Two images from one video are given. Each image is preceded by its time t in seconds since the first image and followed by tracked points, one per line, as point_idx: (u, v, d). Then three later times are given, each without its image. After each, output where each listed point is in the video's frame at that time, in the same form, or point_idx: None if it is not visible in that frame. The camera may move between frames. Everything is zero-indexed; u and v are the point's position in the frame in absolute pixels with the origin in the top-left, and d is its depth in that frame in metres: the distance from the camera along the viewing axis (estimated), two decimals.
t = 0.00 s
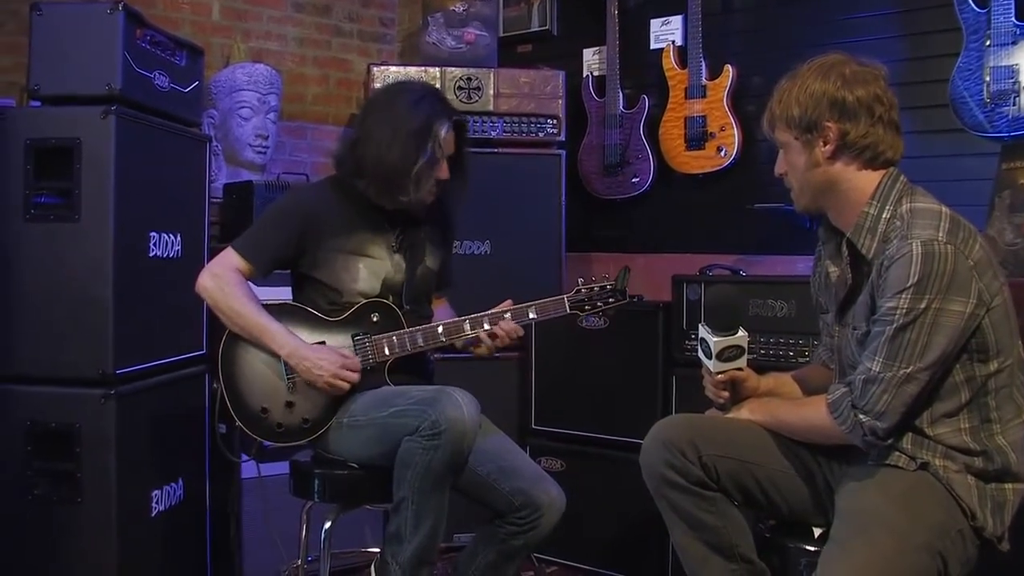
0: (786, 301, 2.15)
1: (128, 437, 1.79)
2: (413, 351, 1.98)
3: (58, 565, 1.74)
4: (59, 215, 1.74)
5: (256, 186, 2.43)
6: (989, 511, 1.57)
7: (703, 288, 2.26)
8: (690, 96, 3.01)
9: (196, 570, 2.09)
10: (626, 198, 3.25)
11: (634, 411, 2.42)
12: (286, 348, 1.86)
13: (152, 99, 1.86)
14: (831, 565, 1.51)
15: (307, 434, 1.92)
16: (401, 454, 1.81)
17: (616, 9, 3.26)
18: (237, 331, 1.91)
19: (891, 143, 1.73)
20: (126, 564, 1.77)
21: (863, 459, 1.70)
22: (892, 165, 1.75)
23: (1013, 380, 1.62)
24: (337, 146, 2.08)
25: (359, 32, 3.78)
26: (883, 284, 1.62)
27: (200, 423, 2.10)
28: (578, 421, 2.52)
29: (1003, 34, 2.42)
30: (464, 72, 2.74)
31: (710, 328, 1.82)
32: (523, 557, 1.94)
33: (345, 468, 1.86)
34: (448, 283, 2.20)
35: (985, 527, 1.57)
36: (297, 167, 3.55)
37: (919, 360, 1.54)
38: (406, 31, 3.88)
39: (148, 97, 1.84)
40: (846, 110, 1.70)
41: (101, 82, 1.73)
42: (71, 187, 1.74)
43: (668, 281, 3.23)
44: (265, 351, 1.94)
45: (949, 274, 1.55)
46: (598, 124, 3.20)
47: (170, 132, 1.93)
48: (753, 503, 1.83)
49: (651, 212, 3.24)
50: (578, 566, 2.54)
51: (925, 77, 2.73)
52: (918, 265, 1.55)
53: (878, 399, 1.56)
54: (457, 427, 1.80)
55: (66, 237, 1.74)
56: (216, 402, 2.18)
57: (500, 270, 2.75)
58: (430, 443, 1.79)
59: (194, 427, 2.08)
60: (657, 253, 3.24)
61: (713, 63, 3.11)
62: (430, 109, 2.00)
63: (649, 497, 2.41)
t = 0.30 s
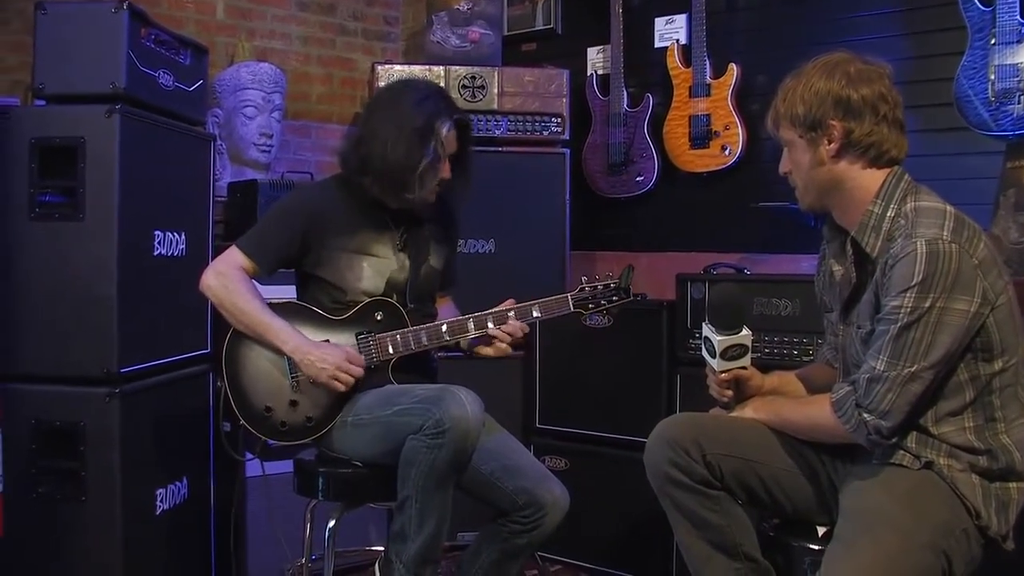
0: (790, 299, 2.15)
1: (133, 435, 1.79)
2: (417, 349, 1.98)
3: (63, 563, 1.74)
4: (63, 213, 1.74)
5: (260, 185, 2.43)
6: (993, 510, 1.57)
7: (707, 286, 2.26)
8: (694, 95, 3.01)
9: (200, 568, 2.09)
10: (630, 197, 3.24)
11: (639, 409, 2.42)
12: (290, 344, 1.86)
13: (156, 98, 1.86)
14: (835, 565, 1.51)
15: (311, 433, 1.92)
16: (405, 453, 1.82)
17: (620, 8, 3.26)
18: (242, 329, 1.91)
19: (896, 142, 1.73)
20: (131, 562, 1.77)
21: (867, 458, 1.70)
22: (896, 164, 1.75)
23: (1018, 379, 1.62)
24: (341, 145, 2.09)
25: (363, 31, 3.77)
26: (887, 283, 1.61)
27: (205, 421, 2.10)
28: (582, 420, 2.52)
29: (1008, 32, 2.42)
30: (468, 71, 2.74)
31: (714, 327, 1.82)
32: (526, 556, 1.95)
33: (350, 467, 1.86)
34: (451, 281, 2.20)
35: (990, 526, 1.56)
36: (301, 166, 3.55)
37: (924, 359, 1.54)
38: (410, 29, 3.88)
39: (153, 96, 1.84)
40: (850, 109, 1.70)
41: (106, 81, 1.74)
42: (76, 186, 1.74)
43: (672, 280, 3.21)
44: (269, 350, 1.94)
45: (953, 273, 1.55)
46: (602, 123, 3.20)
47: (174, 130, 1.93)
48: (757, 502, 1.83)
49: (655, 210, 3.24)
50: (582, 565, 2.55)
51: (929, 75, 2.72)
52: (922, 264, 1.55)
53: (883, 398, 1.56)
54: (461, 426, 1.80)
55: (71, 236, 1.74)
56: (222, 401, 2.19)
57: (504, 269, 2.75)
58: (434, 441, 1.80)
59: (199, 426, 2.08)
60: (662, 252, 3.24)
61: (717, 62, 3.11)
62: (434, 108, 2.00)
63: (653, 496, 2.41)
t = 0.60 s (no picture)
0: (793, 297, 2.15)
1: (135, 433, 1.79)
2: (420, 347, 1.99)
3: (65, 560, 1.75)
4: (66, 211, 1.74)
5: (262, 183, 2.42)
6: (995, 508, 1.57)
7: (709, 284, 2.25)
8: (697, 93, 3.00)
9: (203, 566, 2.09)
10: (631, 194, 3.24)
11: (641, 407, 2.42)
12: (292, 341, 1.86)
13: (159, 96, 1.86)
14: (837, 562, 1.52)
15: (313, 430, 1.92)
16: (408, 451, 1.82)
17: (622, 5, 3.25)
18: (243, 325, 1.91)
19: (898, 140, 1.72)
20: (133, 560, 1.77)
21: (870, 456, 1.70)
22: (899, 162, 1.74)
23: (1021, 377, 1.62)
24: (343, 142, 2.09)
25: (365, 29, 3.77)
26: (890, 281, 1.61)
27: (207, 419, 2.10)
28: (585, 418, 2.52)
29: (1011, 30, 2.41)
30: (471, 68, 2.74)
31: (716, 325, 1.82)
32: (529, 553, 1.95)
33: (351, 465, 1.87)
34: (453, 279, 2.20)
35: (992, 524, 1.56)
36: (303, 164, 3.56)
37: (926, 357, 1.54)
38: (412, 27, 3.88)
39: (155, 94, 1.84)
40: (852, 107, 1.70)
41: (107, 80, 1.73)
42: (78, 184, 1.74)
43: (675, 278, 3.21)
44: (270, 346, 1.94)
45: (956, 271, 1.55)
46: (605, 121, 3.20)
47: (177, 129, 1.93)
48: (759, 500, 1.83)
49: (658, 208, 3.24)
50: (583, 563, 2.55)
51: (932, 73, 2.72)
52: (925, 262, 1.55)
53: (885, 396, 1.56)
54: (463, 423, 1.81)
55: (73, 234, 1.74)
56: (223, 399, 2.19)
57: (506, 266, 2.75)
58: (436, 439, 1.80)
59: (201, 424, 2.08)
60: (664, 250, 3.24)
61: (720, 59, 3.10)
62: (438, 107, 1.99)
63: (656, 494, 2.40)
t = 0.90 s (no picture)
0: (796, 296, 2.13)
1: (133, 433, 1.77)
2: (419, 346, 1.96)
3: (62, 562, 1.73)
4: (62, 209, 1.72)
5: (260, 180, 2.40)
6: (1003, 509, 1.54)
7: (713, 283, 2.24)
8: (700, 89, 2.98)
9: (201, 567, 2.07)
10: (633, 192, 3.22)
11: (644, 407, 2.40)
12: (289, 337, 1.84)
13: (156, 92, 1.84)
14: (842, 564, 1.50)
15: (313, 430, 1.90)
16: (408, 451, 1.81)
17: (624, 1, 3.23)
18: (240, 321, 1.89)
19: (904, 137, 1.71)
20: (130, 561, 1.75)
21: (875, 456, 1.68)
22: (904, 159, 1.72)
23: None
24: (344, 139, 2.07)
25: (364, 25, 3.75)
26: (895, 280, 1.60)
27: (205, 419, 2.08)
28: (587, 419, 2.50)
29: (1018, 25, 2.40)
30: (472, 65, 2.72)
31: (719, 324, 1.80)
32: (530, 555, 1.93)
33: (351, 465, 1.86)
34: (454, 278, 2.18)
35: (1000, 525, 1.54)
36: (302, 161, 3.54)
37: (932, 357, 1.52)
38: (412, 23, 3.86)
39: (153, 91, 1.82)
40: (857, 104, 1.68)
41: (104, 76, 1.71)
42: (75, 181, 1.72)
43: (678, 276, 3.20)
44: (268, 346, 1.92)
45: (962, 269, 1.53)
46: (607, 118, 3.18)
47: (175, 126, 1.91)
48: (762, 500, 1.81)
49: (660, 206, 3.22)
50: (585, 564, 2.53)
51: (939, 69, 2.70)
52: (931, 260, 1.53)
53: (890, 396, 1.55)
54: (463, 423, 1.80)
55: (70, 232, 1.72)
56: (221, 398, 2.17)
57: (507, 265, 2.73)
58: (437, 439, 1.79)
59: (199, 424, 2.06)
60: (667, 249, 3.22)
61: (723, 55, 3.08)
62: (445, 111, 1.98)
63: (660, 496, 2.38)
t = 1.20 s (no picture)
0: (803, 296, 2.08)
1: (124, 436, 1.73)
2: (417, 346, 1.92)
3: (51, 569, 1.69)
4: (51, 206, 1.68)
5: (254, 176, 2.36)
6: (1017, 514, 1.50)
7: (717, 282, 2.19)
8: (704, 84, 2.94)
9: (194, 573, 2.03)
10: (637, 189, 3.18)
11: (648, 410, 2.35)
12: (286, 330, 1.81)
13: (148, 87, 1.80)
14: (851, 569, 1.45)
15: (309, 433, 1.86)
16: (406, 453, 1.78)
17: None
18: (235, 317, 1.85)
19: (914, 132, 1.66)
20: (121, 567, 1.71)
21: (885, 459, 1.64)
22: (915, 155, 1.68)
23: None
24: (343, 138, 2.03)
25: (361, 18, 3.71)
26: (905, 279, 1.55)
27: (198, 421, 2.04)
28: (590, 421, 2.45)
29: None
30: (471, 59, 2.68)
31: (725, 324, 1.76)
32: (531, 560, 1.88)
33: (348, 469, 1.81)
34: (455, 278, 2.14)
35: (1014, 531, 1.49)
36: (298, 157, 3.50)
37: (943, 358, 1.48)
38: (410, 16, 3.81)
39: (144, 85, 1.78)
40: (866, 98, 1.64)
41: (95, 70, 1.67)
42: (64, 177, 1.68)
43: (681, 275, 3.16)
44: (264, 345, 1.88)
45: (974, 268, 1.49)
46: (609, 114, 3.13)
47: (167, 121, 1.86)
48: (769, 504, 1.77)
49: (664, 204, 3.18)
50: (588, 568, 2.49)
51: (949, 62, 2.66)
52: (942, 258, 1.49)
53: (901, 397, 1.51)
54: (463, 426, 1.77)
55: (59, 229, 1.68)
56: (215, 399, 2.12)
57: (507, 264, 2.69)
58: (436, 442, 1.76)
59: (192, 426, 2.01)
60: (670, 247, 3.17)
61: (728, 49, 3.04)
62: (447, 116, 1.94)
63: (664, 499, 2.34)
